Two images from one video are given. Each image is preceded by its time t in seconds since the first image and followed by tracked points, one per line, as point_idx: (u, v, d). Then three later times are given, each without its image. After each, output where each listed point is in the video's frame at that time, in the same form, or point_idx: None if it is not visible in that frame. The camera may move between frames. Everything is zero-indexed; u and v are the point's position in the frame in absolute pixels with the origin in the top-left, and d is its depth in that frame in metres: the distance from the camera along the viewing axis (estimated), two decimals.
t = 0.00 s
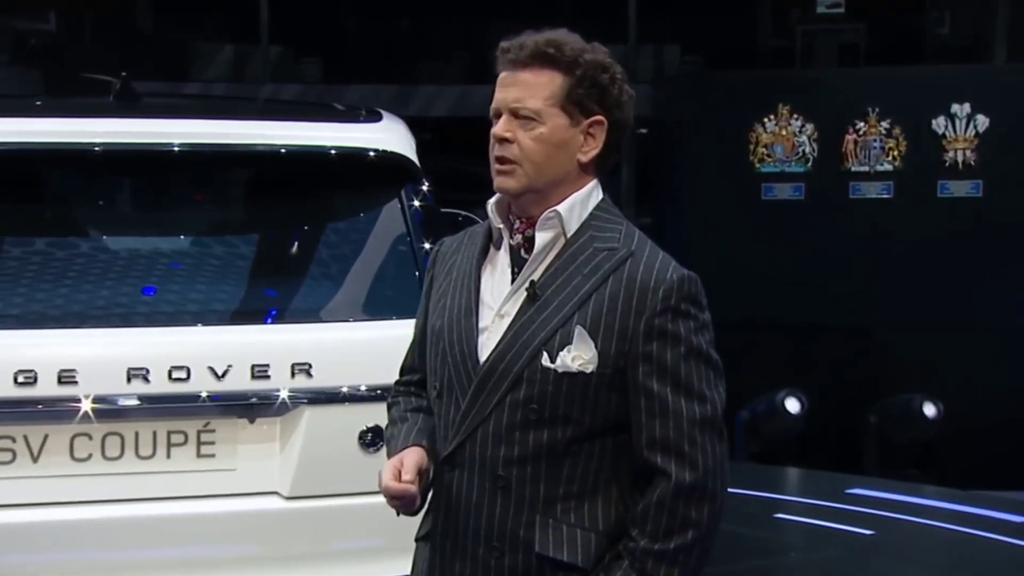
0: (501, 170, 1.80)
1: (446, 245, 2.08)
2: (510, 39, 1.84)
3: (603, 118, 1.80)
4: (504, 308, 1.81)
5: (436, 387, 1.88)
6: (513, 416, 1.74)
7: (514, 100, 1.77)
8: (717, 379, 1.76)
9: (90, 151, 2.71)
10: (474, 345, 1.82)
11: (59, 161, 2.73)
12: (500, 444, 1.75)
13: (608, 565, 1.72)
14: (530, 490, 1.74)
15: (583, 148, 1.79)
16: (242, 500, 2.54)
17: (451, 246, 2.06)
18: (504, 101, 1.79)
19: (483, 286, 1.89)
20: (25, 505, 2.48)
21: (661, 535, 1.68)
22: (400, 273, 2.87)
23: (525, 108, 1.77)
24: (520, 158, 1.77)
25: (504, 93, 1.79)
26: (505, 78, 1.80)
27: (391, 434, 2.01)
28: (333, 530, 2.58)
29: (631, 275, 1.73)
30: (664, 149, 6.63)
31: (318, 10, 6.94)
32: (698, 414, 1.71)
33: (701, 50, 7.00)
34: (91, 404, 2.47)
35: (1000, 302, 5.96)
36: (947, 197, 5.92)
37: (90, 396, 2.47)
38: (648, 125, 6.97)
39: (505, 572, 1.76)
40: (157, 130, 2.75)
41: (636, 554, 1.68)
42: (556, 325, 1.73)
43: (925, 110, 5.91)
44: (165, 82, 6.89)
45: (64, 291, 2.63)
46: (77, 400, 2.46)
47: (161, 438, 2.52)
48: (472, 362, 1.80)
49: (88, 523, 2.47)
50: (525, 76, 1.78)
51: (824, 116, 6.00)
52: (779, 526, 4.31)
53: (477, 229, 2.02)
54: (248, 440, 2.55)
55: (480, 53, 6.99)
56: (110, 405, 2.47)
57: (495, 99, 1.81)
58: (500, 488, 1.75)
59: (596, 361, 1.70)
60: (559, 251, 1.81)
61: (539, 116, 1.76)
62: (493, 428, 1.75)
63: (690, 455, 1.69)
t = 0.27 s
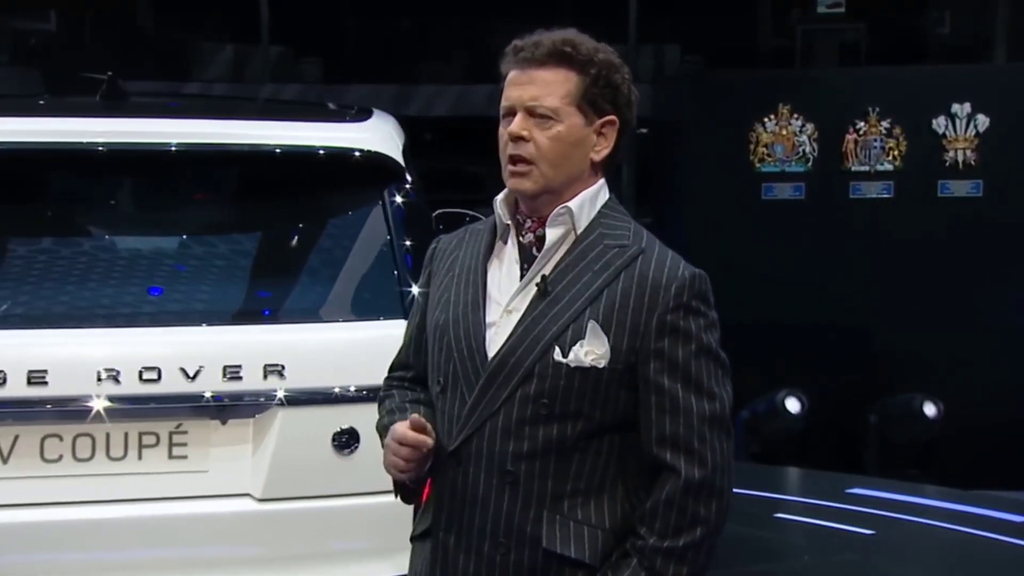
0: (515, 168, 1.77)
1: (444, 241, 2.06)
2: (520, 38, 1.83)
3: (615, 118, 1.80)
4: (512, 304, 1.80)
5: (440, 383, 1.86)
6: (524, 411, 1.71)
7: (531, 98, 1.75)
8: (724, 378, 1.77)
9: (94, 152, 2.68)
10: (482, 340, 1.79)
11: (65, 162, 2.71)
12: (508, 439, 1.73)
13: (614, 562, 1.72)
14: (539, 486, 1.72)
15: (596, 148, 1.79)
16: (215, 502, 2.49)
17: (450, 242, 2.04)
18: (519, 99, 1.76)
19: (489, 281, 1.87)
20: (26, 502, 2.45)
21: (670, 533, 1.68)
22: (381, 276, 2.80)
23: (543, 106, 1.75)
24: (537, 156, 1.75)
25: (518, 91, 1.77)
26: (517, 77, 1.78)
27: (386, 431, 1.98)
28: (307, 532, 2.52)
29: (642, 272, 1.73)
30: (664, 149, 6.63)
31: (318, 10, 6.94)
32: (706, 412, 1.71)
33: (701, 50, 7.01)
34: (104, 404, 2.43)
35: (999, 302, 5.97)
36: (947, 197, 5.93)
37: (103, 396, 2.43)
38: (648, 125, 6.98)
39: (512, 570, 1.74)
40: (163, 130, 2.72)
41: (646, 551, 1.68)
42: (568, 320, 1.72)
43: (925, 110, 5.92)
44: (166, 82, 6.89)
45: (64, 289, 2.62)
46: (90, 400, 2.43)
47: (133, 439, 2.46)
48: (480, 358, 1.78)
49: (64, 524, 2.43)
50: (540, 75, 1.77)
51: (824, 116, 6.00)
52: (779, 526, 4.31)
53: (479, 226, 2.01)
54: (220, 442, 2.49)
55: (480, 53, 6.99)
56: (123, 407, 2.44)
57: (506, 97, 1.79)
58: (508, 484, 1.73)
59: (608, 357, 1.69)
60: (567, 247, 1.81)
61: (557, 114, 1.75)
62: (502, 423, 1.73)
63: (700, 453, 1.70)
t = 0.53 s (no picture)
0: (524, 167, 1.76)
1: (441, 244, 2.04)
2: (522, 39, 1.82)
3: (620, 119, 1.80)
4: (518, 304, 1.79)
5: (443, 385, 1.84)
6: (533, 411, 1.71)
7: (542, 97, 1.75)
8: (729, 377, 1.78)
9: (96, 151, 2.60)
10: (488, 340, 1.78)
11: (64, 161, 2.63)
12: (517, 439, 1.72)
13: (622, 562, 1.72)
14: (547, 486, 1.72)
15: (602, 148, 1.79)
16: (188, 505, 2.36)
17: (447, 244, 2.02)
18: (529, 97, 1.75)
19: (492, 282, 1.86)
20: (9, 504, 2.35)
21: (680, 531, 1.69)
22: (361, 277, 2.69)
23: (554, 105, 1.74)
24: (547, 155, 1.74)
25: (527, 90, 1.76)
26: (525, 75, 1.77)
27: (384, 436, 1.95)
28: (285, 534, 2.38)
29: (649, 271, 1.74)
30: (664, 148, 6.63)
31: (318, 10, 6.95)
32: (714, 411, 1.72)
33: (701, 50, 7.01)
34: (111, 404, 2.33)
35: (1000, 302, 5.96)
36: (947, 197, 5.93)
37: (111, 396, 2.33)
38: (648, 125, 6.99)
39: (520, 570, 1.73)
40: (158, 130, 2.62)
41: (655, 550, 1.68)
42: (576, 320, 1.71)
43: (925, 110, 5.92)
44: (166, 81, 6.92)
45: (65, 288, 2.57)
46: (97, 401, 2.33)
47: (104, 441, 2.35)
48: (486, 359, 1.76)
49: (57, 524, 2.33)
50: (550, 75, 1.76)
51: (824, 115, 6.00)
52: (780, 526, 4.32)
53: (478, 228, 1.99)
54: (192, 444, 2.36)
55: (480, 52, 7.00)
56: (134, 407, 2.33)
57: (513, 96, 1.78)
58: (517, 484, 1.72)
59: (617, 356, 1.69)
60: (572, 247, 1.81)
61: (568, 113, 1.74)
62: (510, 423, 1.72)
63: (708, 452, 1.71)
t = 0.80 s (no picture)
0: (530, 168, 1.75)
1: (437, 245, 2.02)
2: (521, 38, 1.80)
3: (621, 119, 1.81)
4: (519, 304, 1.78)
5: (443, 386, 1.82)
6: (535, 410, 1.70)
7: (549, 97, 1.74)
8: (729, 376, 1.78)
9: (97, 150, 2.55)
10: (489, 340, 1.76)
11: (69, 161, 2.58)
12: (518, 439, 1.71)
13: (623, 560, 1.71)
14: (550, 485, 1.71)
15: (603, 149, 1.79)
16: (162, 507, 2.28)
17: (444, 245, 2.00)
18: (535, 98, 1.74)
19: (492, 281, 1.84)
20: None
21: (682, 531, 1.68)
22: (338, 276, 2.59)
23: (561, 105, 1.74)
24: (554, 156, 1.74)
25: (532, 89, 1.75)
26: (529, 75, 1.76)
27: (383, 440, 1.94)
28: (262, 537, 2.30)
29: (651, 270, 1.73)
30: (665, 147, 6.62)
31: (318, 10, 6.96)
32: (715, 410, 1.72)
33: (701, 50, 7.01)
34: (126, 403, 2.25)
35: (1000, 302, 5.96)
36: (947, 197, 5.93)
37: (126, 396, 2.25)
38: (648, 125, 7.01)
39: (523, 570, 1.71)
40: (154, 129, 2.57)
41: (656, 550, 1.67)
42: (579, 318, 1.70)
43: (925, 109, 5.92)
44: (166, 81, 6.93)
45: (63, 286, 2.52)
46: (112, 400, 2.25)
47: (79, 443, 2.27)
48: (488, 358, 1.75)
49: (38, 527, 2.26)
50: (556, 75, 1.75)
51: (824, 115, 6.00)
52: (781, 526, 4.31)
53: (476, 228, 1.97)
54: (169, 443, 2.28)
55: (480, 52, 7.01)
56: (146, 407, 2.25)
57: (517, 95, 1.76)
58: (519, 483, 1.71)
59: (620, 354, 1.68)
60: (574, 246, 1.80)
61: (575, 114, 1.74)
62: (512, 423, 1.71)
63: (710, 451, 1.70)
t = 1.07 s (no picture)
0: (525, 167, 1.79)
1: (426, 247, 2.04)
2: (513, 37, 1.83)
3: (611, 119, 1.85)
4: (513, 304, 1.81)
5: (437, 388, 1.85)
6: (530, 409, 1.73)
7: (545, 99, 1.77)
8: (721, 372, 1.82)
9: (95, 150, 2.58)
10: (483, 340, 1.80)
11: (66, 163, 2.63)
12: (515, 438, 1.74)
13: (621, 558, 1.75)
14: (547, 484, 1.74)
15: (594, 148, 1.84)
16: (130, 508, 2.38)
17: (433, 247, 2.02)
18: (531, 98, 1.78)
19: (484, 282, 1.88)
20: None
21: (678, 528, 1.72)
22: (314, 277, 2.60)
23: (557, 106, 1.77)
24: (551, 157, 1.78)
25: (527, 90, 1.78)
26: (523, 75, 1.79)
27: (375, 443, 1.96)
28: (233, 538, 2.39)
29: (644, 267, 1.77)
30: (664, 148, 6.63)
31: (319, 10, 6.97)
32: (708, 406, 1.76)
33: (701, 50, 7.01)
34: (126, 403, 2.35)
35: (1000, 302, 5.96)
36: (947, 196, 5.93)
37: (126, 396, 2.35)
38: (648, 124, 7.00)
39: (521, 569, 1.75)
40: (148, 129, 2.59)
41: (654, 547, 1.71)
42: (572, 316, 1.74)
43: (925, 109, 5.91)
44: (167, 81, 6.98)
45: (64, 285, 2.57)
46: (112, 401, 2.35)
47: (49, 443, 2.38)
48: (482, 357, 1.78)
49: (25, 529, 2.37)
50: (551, 75, 1.79)
51: (825, 115, 5.99)
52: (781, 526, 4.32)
53: (465, 230, 2.00)
54: (139, 445, 2.37)
55: (480, 52, 7.01)
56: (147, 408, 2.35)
57: (511, 95, 1.79)
58: (516, 483, 1.75)
59: (615, 352, 1.72)
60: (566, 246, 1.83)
61: (571, 115, 1.78)
62: (509, 421, 1.74)
63: (705, 447, 1.74)
